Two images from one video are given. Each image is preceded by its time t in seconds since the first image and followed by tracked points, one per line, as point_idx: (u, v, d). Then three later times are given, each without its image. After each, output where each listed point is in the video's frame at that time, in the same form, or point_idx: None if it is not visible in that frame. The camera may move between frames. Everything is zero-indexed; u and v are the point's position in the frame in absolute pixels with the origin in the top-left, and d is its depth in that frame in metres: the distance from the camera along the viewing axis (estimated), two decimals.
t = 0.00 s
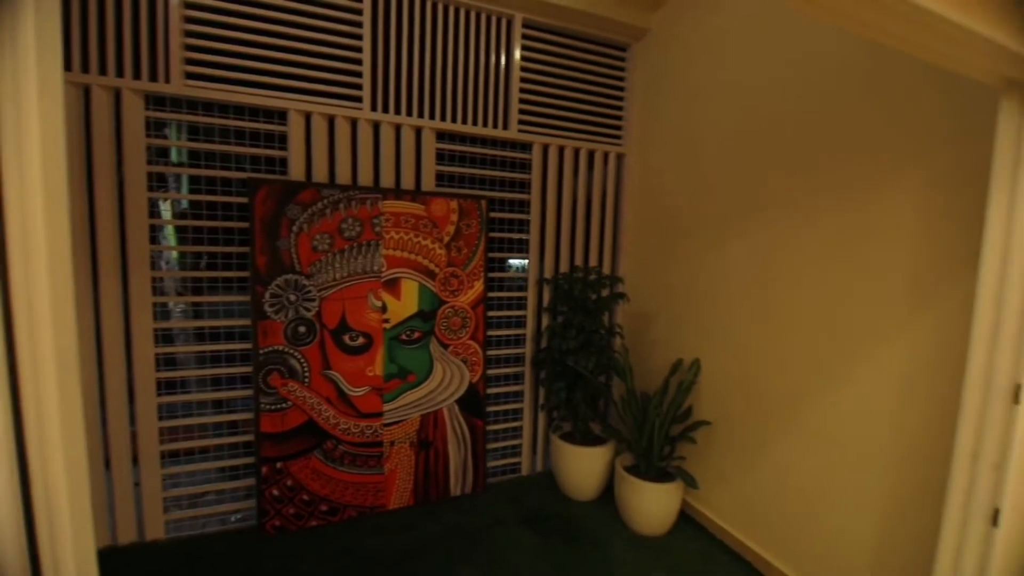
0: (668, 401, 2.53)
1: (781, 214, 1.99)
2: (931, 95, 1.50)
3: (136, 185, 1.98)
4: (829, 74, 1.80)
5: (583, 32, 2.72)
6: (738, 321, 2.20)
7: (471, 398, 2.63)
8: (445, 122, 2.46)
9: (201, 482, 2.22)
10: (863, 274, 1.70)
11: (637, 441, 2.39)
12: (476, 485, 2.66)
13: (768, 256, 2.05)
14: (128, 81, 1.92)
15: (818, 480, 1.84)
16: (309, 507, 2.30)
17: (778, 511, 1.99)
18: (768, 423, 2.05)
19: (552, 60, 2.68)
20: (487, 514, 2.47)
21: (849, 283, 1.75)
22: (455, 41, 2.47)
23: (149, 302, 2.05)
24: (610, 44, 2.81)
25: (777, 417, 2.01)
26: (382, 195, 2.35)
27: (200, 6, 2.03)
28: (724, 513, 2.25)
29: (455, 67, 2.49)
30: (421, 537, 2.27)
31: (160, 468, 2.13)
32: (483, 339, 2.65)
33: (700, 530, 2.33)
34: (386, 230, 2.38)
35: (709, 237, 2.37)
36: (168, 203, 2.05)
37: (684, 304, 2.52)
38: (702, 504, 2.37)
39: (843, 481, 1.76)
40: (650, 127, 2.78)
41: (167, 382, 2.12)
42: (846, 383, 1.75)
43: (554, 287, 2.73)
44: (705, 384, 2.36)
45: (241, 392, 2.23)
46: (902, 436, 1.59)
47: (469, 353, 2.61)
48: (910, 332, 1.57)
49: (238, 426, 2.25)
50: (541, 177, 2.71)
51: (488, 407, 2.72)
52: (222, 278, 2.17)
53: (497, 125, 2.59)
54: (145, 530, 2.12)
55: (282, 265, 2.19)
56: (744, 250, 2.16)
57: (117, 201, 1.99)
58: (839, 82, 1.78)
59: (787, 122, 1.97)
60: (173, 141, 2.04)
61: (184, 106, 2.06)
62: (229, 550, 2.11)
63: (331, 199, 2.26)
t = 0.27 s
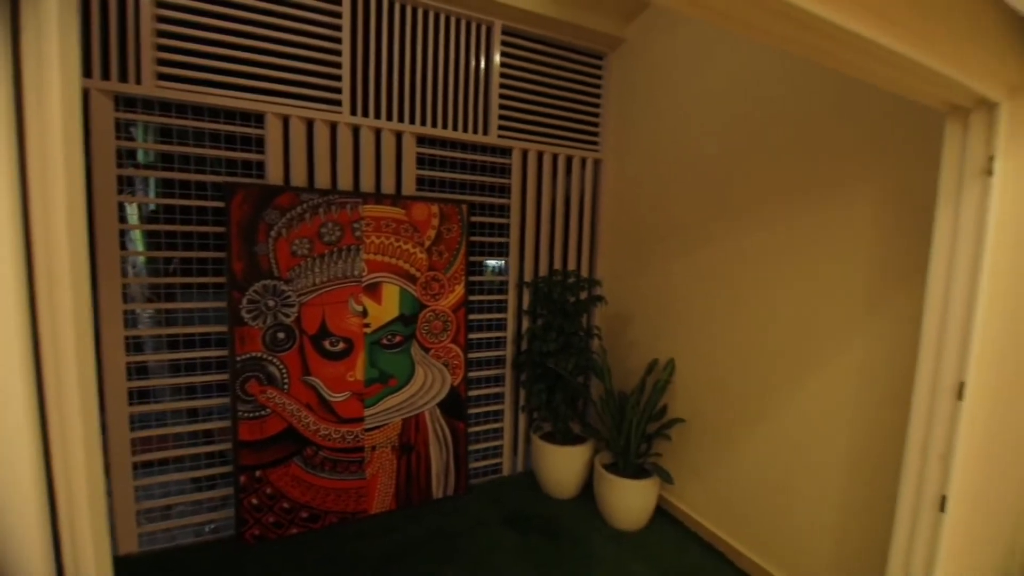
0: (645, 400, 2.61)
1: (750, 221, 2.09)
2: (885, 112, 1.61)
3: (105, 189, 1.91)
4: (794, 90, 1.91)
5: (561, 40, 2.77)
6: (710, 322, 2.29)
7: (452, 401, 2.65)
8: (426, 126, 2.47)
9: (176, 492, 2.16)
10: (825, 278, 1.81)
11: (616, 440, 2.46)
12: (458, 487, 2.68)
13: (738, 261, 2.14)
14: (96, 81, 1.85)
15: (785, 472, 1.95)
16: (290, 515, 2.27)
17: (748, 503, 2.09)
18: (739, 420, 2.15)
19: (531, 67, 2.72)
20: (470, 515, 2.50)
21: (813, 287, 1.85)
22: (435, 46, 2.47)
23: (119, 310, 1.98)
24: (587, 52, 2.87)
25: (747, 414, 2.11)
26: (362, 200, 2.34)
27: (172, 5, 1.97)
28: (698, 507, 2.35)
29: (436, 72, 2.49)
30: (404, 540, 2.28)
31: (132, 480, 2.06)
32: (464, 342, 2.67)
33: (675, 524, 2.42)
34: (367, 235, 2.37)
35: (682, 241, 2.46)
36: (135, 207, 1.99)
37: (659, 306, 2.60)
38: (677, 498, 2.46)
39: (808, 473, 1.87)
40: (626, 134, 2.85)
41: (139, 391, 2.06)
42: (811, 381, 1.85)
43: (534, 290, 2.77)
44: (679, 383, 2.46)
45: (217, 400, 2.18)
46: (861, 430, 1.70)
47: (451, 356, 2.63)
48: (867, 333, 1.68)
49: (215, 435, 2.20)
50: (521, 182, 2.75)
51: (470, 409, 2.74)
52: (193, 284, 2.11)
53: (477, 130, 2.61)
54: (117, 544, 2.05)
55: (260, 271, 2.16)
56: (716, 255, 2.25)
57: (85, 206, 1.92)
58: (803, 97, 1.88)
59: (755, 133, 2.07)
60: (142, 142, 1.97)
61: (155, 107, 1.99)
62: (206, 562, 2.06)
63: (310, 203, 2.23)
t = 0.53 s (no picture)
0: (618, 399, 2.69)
1: (716, 228, 2.19)
2: (838, 128, 1.73)
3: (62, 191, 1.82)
4: (756, 104, 2.02)
5: (535, 47, 2.82)
6: (679, 324, 2.39)
7: (430, 404, 2.66)
8: (401, 130, 2.46)
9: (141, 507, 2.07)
10: (785, 283, 1.93)
11: (591, 439, 2.53)
12: (436, 489, 2.69)
13: (706, 266, 2.25)
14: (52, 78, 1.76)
15: (751, 465, 2.06)
16: (264, 525, 2.23)
17: (717, 496, 2.20)
18: (707, 417, 2.25)
19: (506, 72, 2.75)
20: (449, 517, 2.52)
21: (774, 291, 1.97)
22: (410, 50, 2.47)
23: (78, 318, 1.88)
24: (560, 60, 2.93)
25: (714, 411, 2.22)
26: (338, 204, 2.32)
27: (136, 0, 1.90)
28: (669, 500, 2.45)
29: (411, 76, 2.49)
30: (384, 545, 2.28)
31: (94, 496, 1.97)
32: (441, 346, 2.68)
33: (648, 518, 2.52)
34: (342, 239, 2.35)
35: (653, 246, 2.55)
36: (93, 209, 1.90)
37: (631, 308, 2.69)
38: (649, 493, 2.56)
39: (771, 466, 1.98)
40: (599, 141, 2.93)
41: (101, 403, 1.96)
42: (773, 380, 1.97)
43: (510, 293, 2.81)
44: (650, 383, 2.55)
45: (187, 409, 2.11)
46: (818, 425, 1.82)
47: (428, 360, 2.64)
48: (823, 334, 1.80)
49: (184, 446, 2.13)
50: (497, 186, 2.79)
51: (447, 412, 2.76)
52: (158, 290, 2.03)
53: (453, 135, 2.63)
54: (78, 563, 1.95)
55: (231, 276, 2.10)
56: (685, 260, 2.35)
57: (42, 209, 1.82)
58: (764, 112, 1.99)
59: (721, 144, 2.18)
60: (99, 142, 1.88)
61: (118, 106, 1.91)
62: None
63: (284, 207, 2.19)
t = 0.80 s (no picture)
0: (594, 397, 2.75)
1: (689, 231, 2.28)
2: (802, 139, 1.84)
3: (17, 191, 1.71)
4: (725, 114, 2.11)
5: (513, 51, 2.84)
6: (653, 324, 2.48)
7: (409, 407, 2.65)
8: (379, 131, 2.44)
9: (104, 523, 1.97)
10: (752, 285, 2.03)
11: (569, 437, 2.58)
12: (416, 492, 2.68)
13: (679, 268, 2.33)
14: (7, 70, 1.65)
15: (722, 459, 2.16)
16: (239, 535, 2.17)
17: (690, 488, 2.29)
18: (680, 413, 2.35)
19: (484, 75, 2.76)
20: (430, 519, 2.52)
21: (742, 292, 2.07)
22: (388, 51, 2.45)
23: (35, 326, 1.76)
24: (537, 64, 2.96)
25: (687, 407, 2.31)
26: (314, 206, 2.28)
27: None
28: (644, 495, 2.53)
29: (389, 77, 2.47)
30: (364, 550, 2.26)
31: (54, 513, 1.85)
32: (420, 348, 2.68)
33: (624, 511, 2.60)
34: (319, 241, 2.31)
35: (628, 248, 2.62)
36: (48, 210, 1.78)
37: (606, 308, 2.76)
38: (625, 488, 2.64)
39: (740, 459, 2.08)
40: (575, 144, 2.98)
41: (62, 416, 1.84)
42: (742, 376, 2.07)
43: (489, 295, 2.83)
44: (626, 381, 2.63)
45: (156, 419, 2.02)
46: (783, 419, 1.93)
47: (407, 362, 2.63)
48: (787, 333, 1.91)
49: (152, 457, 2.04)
50: (475, 188, 2.80)
51: (426, 414, 2.75)
52: (127, 296, 1.93)
53: (432, 137, 2.62)
54: None
55: (203, 280, 2.03)
56: (659, 262, 2.43)
57: None
58: (733, 121, 2.09)
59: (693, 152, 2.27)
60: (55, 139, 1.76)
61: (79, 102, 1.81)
62: None
63: (258, 209, 2.14)
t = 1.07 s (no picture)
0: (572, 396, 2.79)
1: (663, 233, 2.35)
2: (770, 146, 1.93)
3: None
4: (698, 120, 2.18)
5: (490, 53, 2.85)
6: (629, 323, 2.54)
7: (387, 409, 2.62)
8: (356, 130, 2.40)
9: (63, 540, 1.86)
10: (723, 285, 2.11)
11: (548, 435, 2.61)
12: (394, 495, 2.66)
13: (654, 269, 2.40)
14: None
15: (696, 452, 2.24)
16: (211, 546, 2.09)
17: (665, 481, 2.37)
18: (654, 409, 2.42)
19: (461, 76, 2.75)
20: (409, 522, 2.50)
21: (714, 292, 2.15)
22: (365, 49, 2.41)
23: None
24: (514, 65, 2.98)
25: (662, 404, 2.38)
26: (288, 206, 2.22)
27: None
28: (621, 490, 2.59)
29: (366, 75, 2.43)
30: (343, 556, 2.22)
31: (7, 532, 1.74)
32: (398, 350, 2.65)
33: (601, 507, 2.65)
34: (293, 242, 2.25)
35: (604, 249, 2.68)
36: None
37: (583, 308, 2.81)
38: (602, 484, 2.69)
39: (713, 452, 2.17)
40: (552, 146, 3.02)
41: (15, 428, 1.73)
42: (714, 373, 2.16)
43: (467, 296, 2.83)
44: (603, 380, 2.68)
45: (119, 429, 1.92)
46: (753, 413, 2.02)
47: (385, 364, 2.60)
48: (756, 331, 2.00)
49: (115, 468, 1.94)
50: (453, 189, 2.79)
51: (405, 417, 2.73)
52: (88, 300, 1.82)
53: (409, 136, 2.60)
54: None
55: (170, 282, 1.94)
56: (635, 263, 2.50)
57: None
58: (706, 127, 2.16)
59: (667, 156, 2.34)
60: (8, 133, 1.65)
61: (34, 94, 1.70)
62: None
63: (229, 209, 2.06)
